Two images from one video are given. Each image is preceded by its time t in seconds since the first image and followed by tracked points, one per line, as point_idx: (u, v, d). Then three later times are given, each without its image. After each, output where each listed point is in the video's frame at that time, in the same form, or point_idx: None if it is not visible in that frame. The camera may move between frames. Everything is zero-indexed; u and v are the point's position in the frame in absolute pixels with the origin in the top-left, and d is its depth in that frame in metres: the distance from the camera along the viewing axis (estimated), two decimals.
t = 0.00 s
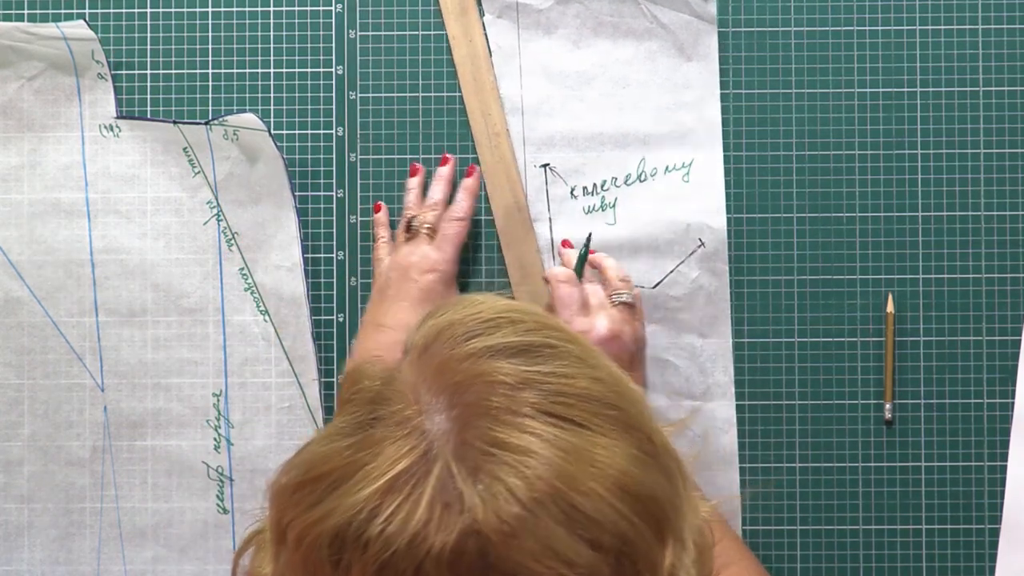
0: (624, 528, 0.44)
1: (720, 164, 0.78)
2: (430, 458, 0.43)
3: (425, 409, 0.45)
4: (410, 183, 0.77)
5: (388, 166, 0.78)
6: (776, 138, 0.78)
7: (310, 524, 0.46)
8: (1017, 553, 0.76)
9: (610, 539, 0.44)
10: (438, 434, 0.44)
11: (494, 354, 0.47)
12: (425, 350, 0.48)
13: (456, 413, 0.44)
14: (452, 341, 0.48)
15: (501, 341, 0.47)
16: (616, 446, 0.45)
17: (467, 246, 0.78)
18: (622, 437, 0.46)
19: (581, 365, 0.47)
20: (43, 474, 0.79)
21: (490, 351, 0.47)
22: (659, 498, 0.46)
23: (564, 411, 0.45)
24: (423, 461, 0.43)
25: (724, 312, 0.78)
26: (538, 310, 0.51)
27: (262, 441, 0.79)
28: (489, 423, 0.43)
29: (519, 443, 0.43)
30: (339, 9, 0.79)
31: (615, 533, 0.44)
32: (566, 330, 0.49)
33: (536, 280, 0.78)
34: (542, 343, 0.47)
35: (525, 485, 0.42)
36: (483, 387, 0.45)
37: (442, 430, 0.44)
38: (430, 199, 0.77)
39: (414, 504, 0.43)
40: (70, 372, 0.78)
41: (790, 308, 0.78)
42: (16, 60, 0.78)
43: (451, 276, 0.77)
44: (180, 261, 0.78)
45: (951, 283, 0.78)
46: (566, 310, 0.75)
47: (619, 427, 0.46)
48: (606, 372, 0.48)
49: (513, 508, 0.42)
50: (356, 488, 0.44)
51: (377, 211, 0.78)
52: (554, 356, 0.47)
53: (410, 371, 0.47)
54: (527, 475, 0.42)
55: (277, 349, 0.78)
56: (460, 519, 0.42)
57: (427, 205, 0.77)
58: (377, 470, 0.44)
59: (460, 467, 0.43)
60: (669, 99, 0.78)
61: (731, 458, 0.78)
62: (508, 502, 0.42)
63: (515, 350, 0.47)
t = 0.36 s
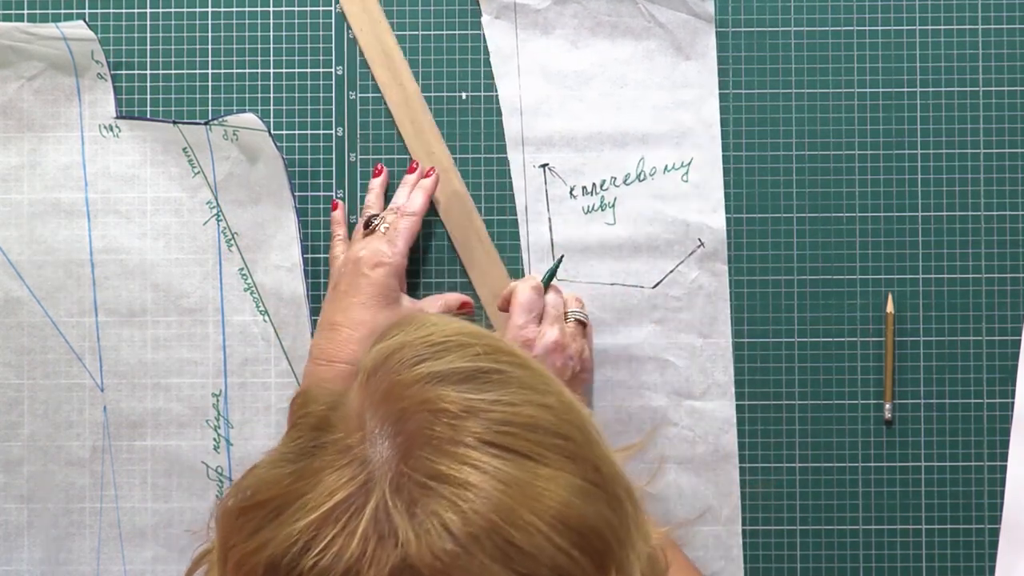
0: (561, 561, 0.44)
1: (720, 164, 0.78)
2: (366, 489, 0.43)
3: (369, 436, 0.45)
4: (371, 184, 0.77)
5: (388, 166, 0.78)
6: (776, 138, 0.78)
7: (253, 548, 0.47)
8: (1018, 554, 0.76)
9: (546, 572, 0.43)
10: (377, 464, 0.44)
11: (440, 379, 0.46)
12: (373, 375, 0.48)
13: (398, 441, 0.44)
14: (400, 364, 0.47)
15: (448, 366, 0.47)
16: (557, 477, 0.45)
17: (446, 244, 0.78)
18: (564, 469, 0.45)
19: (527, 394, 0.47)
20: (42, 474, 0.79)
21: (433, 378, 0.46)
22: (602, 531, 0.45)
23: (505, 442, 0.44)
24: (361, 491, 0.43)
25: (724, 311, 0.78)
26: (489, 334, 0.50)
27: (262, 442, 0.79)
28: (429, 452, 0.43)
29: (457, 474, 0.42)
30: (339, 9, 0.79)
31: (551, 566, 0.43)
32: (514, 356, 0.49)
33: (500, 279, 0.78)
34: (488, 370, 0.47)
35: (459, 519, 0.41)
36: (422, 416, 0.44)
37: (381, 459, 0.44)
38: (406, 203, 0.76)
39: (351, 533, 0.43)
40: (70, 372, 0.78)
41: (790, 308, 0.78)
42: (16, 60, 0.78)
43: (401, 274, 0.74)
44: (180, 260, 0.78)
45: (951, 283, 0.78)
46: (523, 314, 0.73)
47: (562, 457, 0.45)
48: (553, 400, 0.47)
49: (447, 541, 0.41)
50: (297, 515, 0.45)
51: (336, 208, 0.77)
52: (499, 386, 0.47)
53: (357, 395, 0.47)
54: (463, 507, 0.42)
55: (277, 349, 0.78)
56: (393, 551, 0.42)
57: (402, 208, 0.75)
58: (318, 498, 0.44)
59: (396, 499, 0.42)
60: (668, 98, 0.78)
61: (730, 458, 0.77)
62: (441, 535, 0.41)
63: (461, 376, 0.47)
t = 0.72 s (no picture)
0: None
1: (720, 164, 0.78)
2: (358, 505, 0.44)
3: (364, 451, 0.46)
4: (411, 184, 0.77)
5: (388, 166, 0.78)
6: (776, 138, 0.78)
7: (240, 559, 0.47)
8: (1017, 554, 0.76)
9: None
10: (370, 480, 0.44)
11: (437, 396, 0.47)
12: (371, 387, 0.48)
13: (392, 457, 0.45)
14: (398, 379, 0.48)
15: (446, 383, 0.47)
16: (548, 501, 0.45)
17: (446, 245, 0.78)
18: (556, 494, 0.45)
19: (523, 415, 0.47)
20: (42, 474, 0.79)
21: (429, 395, 0.47)
22: (591, 558, 0.45)
23: (497, 464, 0.45)
24: (352, 507, 0.44)
25: (724, 311, 0.78)
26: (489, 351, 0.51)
27: (262, 442, 0.79)
28: (422, 470, 0.43)
29: (448, 495, 0.43)
30: (339, 9, 0.79)
31: None
32: (513, 375, 0.49)
33: (511, 284, 0.77)
34: (485, 390, 0.48)
35: (448, 540, 0.42)
36: (417, 433, 0.45)
37: (375, 475, 0.44)
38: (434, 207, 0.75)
39: (340, 550, 0.43)
40: (70, 372, 0.78)
41: (790, 308, 0.78)
42: (16, 60, 0.78)
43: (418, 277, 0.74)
44: (180, 260, 0.78)
45: (951, 283, 0.78)
46: (544, 332, 0.72)
47: (554, 481, 0.46)
48: (548, 422, 0.48)
49: (434, 564, 0.41)
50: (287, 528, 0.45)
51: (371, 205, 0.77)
52: (495, 406, 0.47)
53: (354, 408, 0.48)
54: (452, 528, 0.42)
55: (277, 349, 0.78)
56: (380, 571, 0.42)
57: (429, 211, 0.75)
58: (308, 512, 0.44)
59: (387, 517, 0.43)
60: (667, 98, 0.78)
61: (730, 458, 0.77)
62: (430, 558, 0.41)
63: (458, 395, 0.47)
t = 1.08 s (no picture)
0: None
1: (720, 164, 0.78)
2: (383, 512, 0.43)
3: (390, 458, 0.45)
4: (466, 193, 0.77)
5: (388, 166, 0.78)
6: (776, 138, 0.78)
7: (260, 561, 0.46)
8: (1017, 553, 0.76)
9: None
10: (395, 489, 0.44)
11: (465, 405, 0.47)
12: (399, 393, 0.48)
13: (420, 465, 0.45)
14: (427, 387, 0.48)
15: (474, 394, 0.47)
16: (571, 515, 0.45)
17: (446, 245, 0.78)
18: (580, 509, 0.45)
19: (550, 429, 0.47)
20: (42, 474, 0.79)
21: (456, 405, 0.47)
22: None
23: (522, 477, 0.45)
24: (377, 514, 0.43)
25: (724, 311, 0.78)
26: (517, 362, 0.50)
27: (262, 442, 0.78)
28: (449, 479, 0.44)
29: (475, 506, 0.43)
30: (339, 9, 0.79)
31: None
32: (540, 388, 0.49)
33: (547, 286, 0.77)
34: (512, 402, 0.48)
35: (471, 551, 0.42)
36: (444, 443, 0.45)
37: (401, 483, 0.44)
38: (497, 222, 0.75)
39: (364, 556, 0.43)
40: (70, 372, 0.78)
41: (790, 308, 0.78)
42: (16, 60, 0.78)
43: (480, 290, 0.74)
44: (180, 260, 0.78)
45: (951, 283, 0.78)
46: (560, 355, 0.71)
47: (578, 497, 0.46)
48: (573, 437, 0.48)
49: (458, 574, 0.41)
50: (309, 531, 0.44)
51: (422, 208, 0.77)
52: (521, 419, 0.47)
53: (382, 413, 0.48)
54: (476, 540, 0.42)
55: (277, 349, 0.78)
56: None
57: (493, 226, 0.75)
58: (333, 516, 0.44)
59: (412, 526, 0.43)
60: (667, 98, 0.78)
61: (730, 458, 0.77)
62: (454, 568, 0.41)
63: (485, 406, 0.47)
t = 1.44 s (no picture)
0: None
1: (720, 164, 0.78)
2: (410, 509, 0.43)
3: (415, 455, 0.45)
4: (449, 185, 0.77)
5: (388, 166, 0.78)
6: (776, 138, 0.78)
7: (286, 556, 0.46)
8: (1017, 553, 0.76)
9: None
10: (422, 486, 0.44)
11: (489, 404, 0.47)
12: (422, 391, 0.48)
13: (445, 463, 0.45)
14: (451, 385, 0.48)
15: (499, 393, 0.47)
16: (596, 515, 0.45)
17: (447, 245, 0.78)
18: (604, 509, 0.45)
19: (574, 429, 0.47)
20: (42, 474, 0.79)
21: (481, 404, 0.47)
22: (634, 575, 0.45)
23: (548, 476, 0.45)
24: (404, 511, 0.43)
25: (724, 311, 0.78)
26: (540, 361, 0.50)
27: (262, 442, 0.78)
28: (476, 478, 0.44)
29: (502, 504, 0.43)
30: (339, 9, 0.79)
31: None
32: (564, 387, 0.49)
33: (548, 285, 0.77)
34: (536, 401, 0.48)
35: (499, 549, 0.42)
36: (470, 441, 0.45)
37: (427, 481, 0.44)
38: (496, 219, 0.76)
39: (391, 553, 0.43)
40: (70, 372, 0.78)
41: (790, 308, 0.78)
42: (16, 60, 0.78)
43: (485, 289, 0.74)
44: (180, 260, 0.78)
45: (951, 283, 0.78)
46: (562, 361, 0.71)
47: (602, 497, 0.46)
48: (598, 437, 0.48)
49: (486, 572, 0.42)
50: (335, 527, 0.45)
51: (416, 207, 0.77)
52: (546, 419, 0.47)
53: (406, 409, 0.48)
54: (503, 538, 0.42)
55: (277, 349, 0.78)
56: None
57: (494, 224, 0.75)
58: (360, 512, 0.44)
59: (440, 523, 0.43)
60: (667, 98, 0.78)
61: (730, 458, 0.77)
62: (482, 566, 0.42)
63: (509, 405, 0.47)
